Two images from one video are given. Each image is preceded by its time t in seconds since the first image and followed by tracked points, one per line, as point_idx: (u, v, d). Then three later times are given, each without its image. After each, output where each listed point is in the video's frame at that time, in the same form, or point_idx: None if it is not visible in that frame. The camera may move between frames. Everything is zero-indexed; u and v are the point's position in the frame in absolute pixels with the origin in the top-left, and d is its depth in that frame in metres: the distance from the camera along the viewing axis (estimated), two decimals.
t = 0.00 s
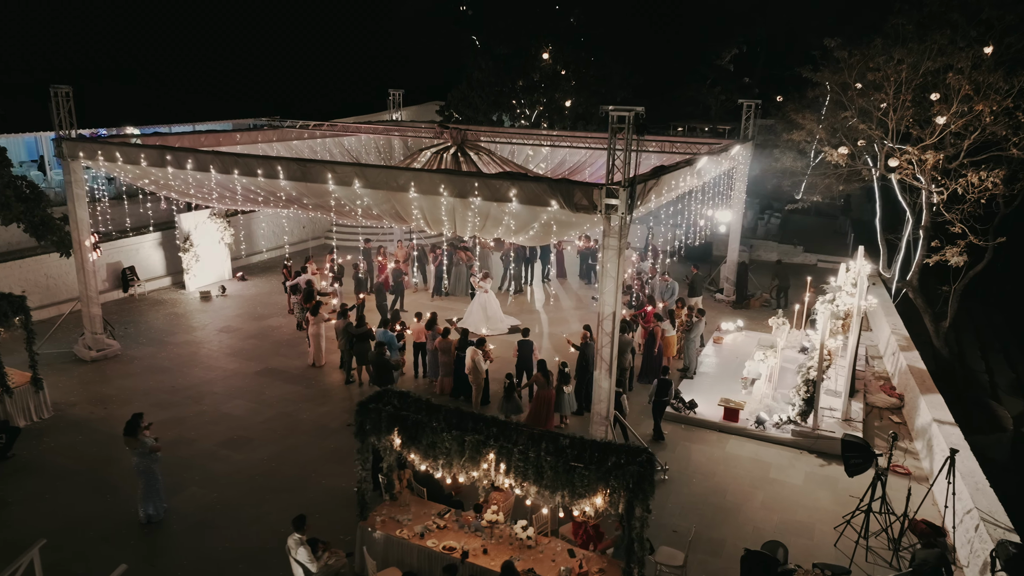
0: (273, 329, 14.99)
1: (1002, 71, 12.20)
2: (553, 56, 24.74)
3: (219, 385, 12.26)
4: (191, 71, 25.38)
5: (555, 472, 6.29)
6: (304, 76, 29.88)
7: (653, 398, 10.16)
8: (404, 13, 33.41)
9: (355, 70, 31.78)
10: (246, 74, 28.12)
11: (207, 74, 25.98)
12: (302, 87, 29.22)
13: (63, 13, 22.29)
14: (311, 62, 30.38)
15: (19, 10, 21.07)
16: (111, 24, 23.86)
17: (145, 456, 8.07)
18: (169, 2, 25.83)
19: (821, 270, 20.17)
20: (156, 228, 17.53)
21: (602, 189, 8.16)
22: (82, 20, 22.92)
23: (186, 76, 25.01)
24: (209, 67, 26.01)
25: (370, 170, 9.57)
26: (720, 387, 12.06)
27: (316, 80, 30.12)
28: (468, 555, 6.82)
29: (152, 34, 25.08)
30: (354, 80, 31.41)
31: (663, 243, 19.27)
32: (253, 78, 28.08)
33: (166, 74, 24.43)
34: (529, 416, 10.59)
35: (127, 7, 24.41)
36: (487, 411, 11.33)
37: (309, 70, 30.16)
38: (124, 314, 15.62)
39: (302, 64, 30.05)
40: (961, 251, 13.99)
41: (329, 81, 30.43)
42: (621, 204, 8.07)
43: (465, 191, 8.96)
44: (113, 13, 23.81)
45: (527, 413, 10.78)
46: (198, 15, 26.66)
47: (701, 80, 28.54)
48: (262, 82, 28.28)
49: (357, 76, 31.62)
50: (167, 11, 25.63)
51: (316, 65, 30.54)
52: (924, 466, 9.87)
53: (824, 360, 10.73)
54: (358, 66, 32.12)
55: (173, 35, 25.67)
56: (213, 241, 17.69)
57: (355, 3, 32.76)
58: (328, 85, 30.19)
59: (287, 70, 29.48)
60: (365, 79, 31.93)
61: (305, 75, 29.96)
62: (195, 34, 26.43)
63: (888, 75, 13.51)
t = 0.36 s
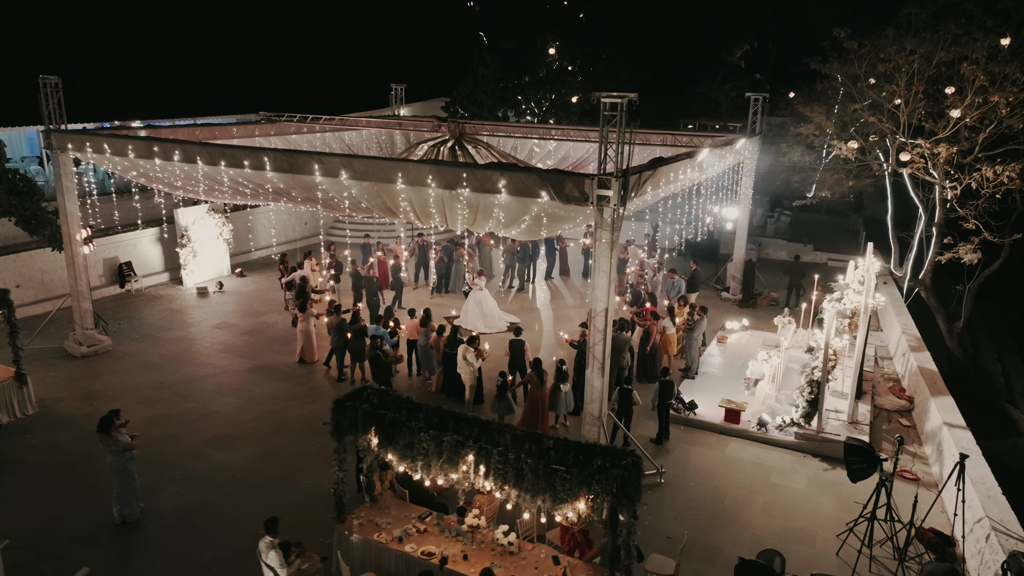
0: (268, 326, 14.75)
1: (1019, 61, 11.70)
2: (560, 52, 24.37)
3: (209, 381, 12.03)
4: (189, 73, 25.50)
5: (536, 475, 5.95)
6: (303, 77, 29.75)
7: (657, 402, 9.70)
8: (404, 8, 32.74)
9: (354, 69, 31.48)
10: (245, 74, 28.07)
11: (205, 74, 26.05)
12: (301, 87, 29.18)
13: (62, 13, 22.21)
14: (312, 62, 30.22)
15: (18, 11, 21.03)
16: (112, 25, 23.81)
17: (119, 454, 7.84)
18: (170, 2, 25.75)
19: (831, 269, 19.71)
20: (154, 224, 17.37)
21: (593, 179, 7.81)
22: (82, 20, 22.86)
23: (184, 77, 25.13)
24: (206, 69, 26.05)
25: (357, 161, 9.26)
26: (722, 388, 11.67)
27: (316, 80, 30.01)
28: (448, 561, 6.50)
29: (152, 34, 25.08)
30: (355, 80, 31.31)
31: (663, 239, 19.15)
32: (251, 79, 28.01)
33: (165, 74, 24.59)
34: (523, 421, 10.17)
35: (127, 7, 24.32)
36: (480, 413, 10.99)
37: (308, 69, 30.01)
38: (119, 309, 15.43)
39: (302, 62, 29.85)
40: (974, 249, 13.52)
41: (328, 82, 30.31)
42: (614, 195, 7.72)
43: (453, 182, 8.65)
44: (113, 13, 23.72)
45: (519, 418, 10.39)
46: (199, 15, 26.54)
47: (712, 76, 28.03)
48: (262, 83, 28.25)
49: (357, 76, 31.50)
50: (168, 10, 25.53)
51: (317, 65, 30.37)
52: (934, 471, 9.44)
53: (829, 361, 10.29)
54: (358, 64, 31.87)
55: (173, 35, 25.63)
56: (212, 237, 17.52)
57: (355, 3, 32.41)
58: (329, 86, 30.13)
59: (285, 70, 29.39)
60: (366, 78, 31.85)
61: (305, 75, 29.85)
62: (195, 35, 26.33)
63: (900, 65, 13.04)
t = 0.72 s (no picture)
0: (262, 323, 14.49)
1: None
2: (566, 47, 23.97)
3: (198, 378, 11.79)
4: (186, 75, 25.87)
5: (512, 480, 5.61)
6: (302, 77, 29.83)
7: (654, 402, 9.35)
8: (407, 6, 32.19)
9: (355, 69, 31.48)
10: (244, 74, 28.16)
11: (203, 75, 26.45)
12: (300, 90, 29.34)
13: (63, 13, 21.94)
14: (313, 61, 30.16)
15: (19, 11, 20.75)
16: (112, 26, 23.87)
17: (91, 453, 7.61)
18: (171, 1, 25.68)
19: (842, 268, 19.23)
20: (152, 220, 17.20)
21: (583, 169, 7.45)
22: (83, 20, 22.73)
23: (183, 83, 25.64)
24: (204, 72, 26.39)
25: (343, 151, 8.94)
26: (725, 390, 11.26)
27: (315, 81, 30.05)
28: (423, 569, 6.16)
29: (152, 34, 25.21)
30: (355, 81, 31.30)
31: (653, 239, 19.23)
32: (250, 80, 28.12)
33: (165, 74, 25.21)
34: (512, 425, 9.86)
35: (127, 7, 24.29)
36: (472, 414, 10.67)
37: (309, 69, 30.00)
38: (114, 305, 15.26)
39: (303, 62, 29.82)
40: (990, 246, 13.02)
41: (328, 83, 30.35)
42: (604, 185, 7.35)
43: (440, 173, 8.33)
44: (113, 13, 23.68)
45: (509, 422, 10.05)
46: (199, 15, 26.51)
47: (723, 72, 27.48)
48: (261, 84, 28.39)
49: (358, 76, 31.48)
50: (168, 10, 25.50)
51: (317, 64, 30.32)
52: (944, 478, 9.00)
53: (835, 361, 9.83)
54: (359, 63, 31.79)
55: (172, 35, 25.71)
56: (210, 233, 17.32)
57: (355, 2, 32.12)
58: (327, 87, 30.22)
59: (285, 70, 29.41)
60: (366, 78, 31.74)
61: (305, 76, 29.87)
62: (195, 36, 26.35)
63: (912, 56, 12.53)
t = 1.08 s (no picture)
0: (255, 320, 14.23)
1: None
2: (572, 41, 23.63)
3: (184, 375, 11.52)
4: (185, 75, 25.92)
5: (482, 485, 5.26)
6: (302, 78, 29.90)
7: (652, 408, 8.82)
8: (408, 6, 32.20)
9: (354, 70, 31.62)
10: (244, 74, 28.20)
11: (203, 75, 26.47)
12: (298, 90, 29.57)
13: (63, 13, 21.65)
14: (312, 61, 30.14)
15: (18, 10, 20.58)
16: (113, 26, 23.61)
17: (58, 451, 7.34)
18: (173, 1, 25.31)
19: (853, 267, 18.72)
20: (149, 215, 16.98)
21: (569, 158, 7.10)
22: (83, 21, 22.47)
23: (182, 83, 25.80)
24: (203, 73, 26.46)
25: (325, 141, 8.60)
26: (725, 391, 10.85)
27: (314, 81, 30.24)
28: None
29: (153, 34, 24.94)
30: (353, 81, 31.42)
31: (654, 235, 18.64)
32: (248, 80, 28.22)
33: (165, 74, 25.23)
34: (500, 429, 9.55)
35: (127, 7, 23.97)
36: (462, 415, 10.35)
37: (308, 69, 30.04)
38: (108, 301, 15.05)
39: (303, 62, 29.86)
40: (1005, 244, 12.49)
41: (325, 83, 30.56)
42: (591, 175, 7.01)
43: (423, 163, 7.98)
44: (113, 14, 23.41)
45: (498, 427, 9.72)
46: (202, 14, 26.24)
47: (732, 68, 26.95)
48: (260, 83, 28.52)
49: (355, 76, 31.58)
50: (169, 10, 25.23)
51: (317, 63, 30.30)
52: (954, 486, 8.55)
53: (839, 362, 9.38)
54: (357, 63, 31.74)
55: (173, 36, 25.45)
56: (207, 228, 17.08)
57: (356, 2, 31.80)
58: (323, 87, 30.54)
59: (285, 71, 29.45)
60: (364, 78, 31.79)
61: (304, 76, 29.97)
62: (198, 37, 26.17)
63: (925, 45, 12.03)
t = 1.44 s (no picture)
0: (247, 317, 13.94)
1: None
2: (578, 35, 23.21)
3: (169, 373, 11.25)
4: (186, 72, 26.05)
5: (445, 493, 4.92)
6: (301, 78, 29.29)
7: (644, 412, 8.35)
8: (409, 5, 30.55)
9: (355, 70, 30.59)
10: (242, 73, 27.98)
11: (200, 73, 26.39)
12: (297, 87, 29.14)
13: (63, 13, 22.09)
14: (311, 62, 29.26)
15: (18, 10, 21.08)
16: (113, 26, 23.77)
17: (19, 451, 7.05)
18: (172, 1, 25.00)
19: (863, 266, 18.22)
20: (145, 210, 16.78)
21: (552, 147, 6.73)
22: (84, 22, 22.84)
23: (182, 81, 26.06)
24: (203, 72, 26.52)
25: (305, 131, 8.26)
26: (724, 393, 10.43)
27: (313, 81, 29.62)
28: None
29: (153, 34, 24.94)
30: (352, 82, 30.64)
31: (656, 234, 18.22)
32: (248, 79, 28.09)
33: (165, 73, 25.43)
34: (488, 433, 9.14)
35: (128, 7, 24.05)
36: (450, 416, 9.99)
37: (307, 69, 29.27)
38: (99, 297, 14.83)
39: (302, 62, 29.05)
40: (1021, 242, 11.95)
41: (326, 82, 29.97)
42: (575, 165, 6.65)
43: (402, 152, 7.63)
44: (114, 14, 23.58)
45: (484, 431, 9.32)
46: (198, 15, 25.79)
47: (743, 63, 26.39)
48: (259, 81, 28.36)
49: (356, 74, 30.69)
50: (168, 9, 24.99)
51: (318, 62, 29.54)
52: (963, 495, 8.10)
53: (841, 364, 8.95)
54: (358, 63, 30.68)
55: (173, 35, 25.41)
56: (203, 224, 16.84)
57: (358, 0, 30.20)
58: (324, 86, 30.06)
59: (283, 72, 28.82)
60: (365, 79, 30.92)
61: (303, 77, 29.32)
62: (198, 37, 26.03)
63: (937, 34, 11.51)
